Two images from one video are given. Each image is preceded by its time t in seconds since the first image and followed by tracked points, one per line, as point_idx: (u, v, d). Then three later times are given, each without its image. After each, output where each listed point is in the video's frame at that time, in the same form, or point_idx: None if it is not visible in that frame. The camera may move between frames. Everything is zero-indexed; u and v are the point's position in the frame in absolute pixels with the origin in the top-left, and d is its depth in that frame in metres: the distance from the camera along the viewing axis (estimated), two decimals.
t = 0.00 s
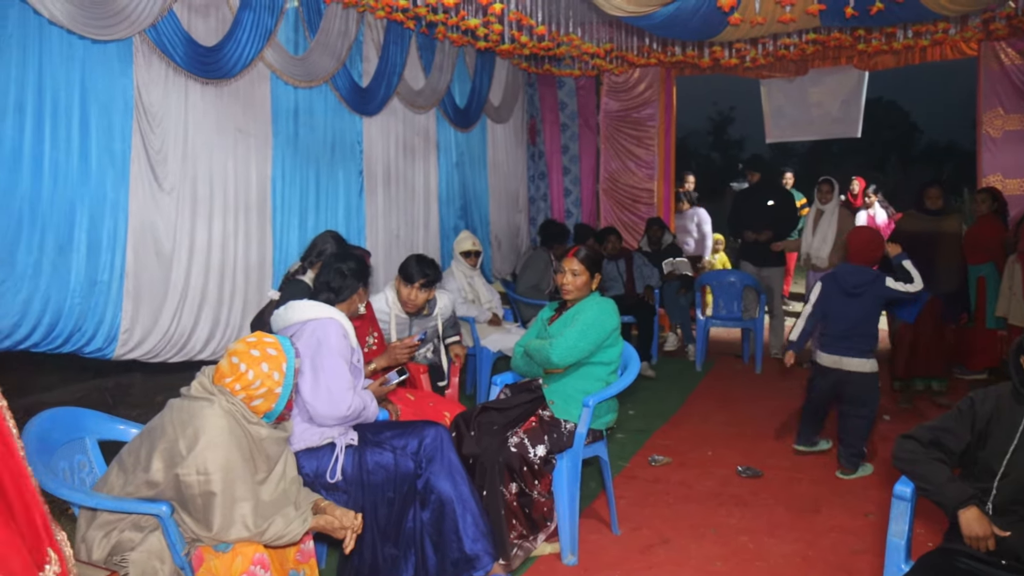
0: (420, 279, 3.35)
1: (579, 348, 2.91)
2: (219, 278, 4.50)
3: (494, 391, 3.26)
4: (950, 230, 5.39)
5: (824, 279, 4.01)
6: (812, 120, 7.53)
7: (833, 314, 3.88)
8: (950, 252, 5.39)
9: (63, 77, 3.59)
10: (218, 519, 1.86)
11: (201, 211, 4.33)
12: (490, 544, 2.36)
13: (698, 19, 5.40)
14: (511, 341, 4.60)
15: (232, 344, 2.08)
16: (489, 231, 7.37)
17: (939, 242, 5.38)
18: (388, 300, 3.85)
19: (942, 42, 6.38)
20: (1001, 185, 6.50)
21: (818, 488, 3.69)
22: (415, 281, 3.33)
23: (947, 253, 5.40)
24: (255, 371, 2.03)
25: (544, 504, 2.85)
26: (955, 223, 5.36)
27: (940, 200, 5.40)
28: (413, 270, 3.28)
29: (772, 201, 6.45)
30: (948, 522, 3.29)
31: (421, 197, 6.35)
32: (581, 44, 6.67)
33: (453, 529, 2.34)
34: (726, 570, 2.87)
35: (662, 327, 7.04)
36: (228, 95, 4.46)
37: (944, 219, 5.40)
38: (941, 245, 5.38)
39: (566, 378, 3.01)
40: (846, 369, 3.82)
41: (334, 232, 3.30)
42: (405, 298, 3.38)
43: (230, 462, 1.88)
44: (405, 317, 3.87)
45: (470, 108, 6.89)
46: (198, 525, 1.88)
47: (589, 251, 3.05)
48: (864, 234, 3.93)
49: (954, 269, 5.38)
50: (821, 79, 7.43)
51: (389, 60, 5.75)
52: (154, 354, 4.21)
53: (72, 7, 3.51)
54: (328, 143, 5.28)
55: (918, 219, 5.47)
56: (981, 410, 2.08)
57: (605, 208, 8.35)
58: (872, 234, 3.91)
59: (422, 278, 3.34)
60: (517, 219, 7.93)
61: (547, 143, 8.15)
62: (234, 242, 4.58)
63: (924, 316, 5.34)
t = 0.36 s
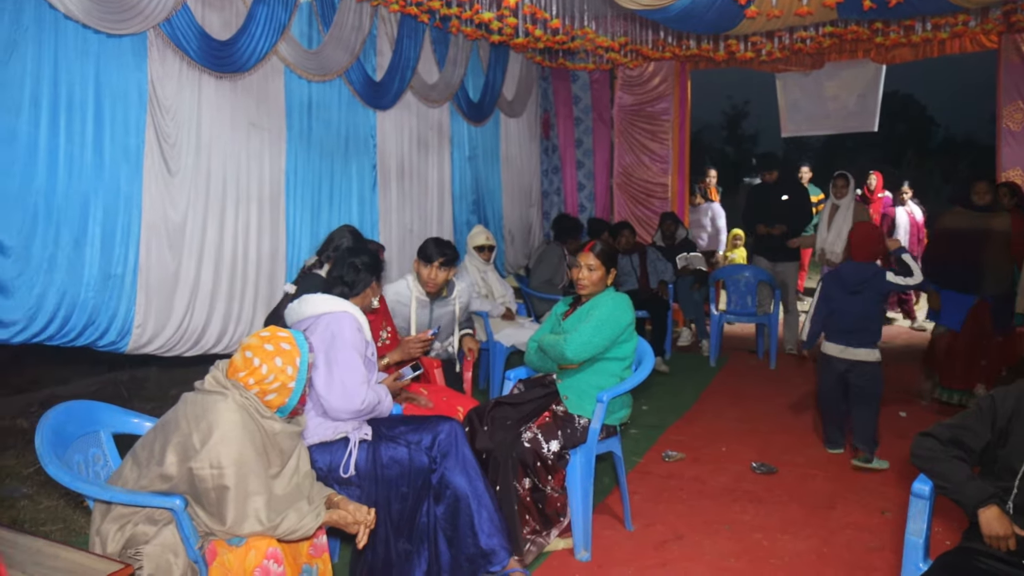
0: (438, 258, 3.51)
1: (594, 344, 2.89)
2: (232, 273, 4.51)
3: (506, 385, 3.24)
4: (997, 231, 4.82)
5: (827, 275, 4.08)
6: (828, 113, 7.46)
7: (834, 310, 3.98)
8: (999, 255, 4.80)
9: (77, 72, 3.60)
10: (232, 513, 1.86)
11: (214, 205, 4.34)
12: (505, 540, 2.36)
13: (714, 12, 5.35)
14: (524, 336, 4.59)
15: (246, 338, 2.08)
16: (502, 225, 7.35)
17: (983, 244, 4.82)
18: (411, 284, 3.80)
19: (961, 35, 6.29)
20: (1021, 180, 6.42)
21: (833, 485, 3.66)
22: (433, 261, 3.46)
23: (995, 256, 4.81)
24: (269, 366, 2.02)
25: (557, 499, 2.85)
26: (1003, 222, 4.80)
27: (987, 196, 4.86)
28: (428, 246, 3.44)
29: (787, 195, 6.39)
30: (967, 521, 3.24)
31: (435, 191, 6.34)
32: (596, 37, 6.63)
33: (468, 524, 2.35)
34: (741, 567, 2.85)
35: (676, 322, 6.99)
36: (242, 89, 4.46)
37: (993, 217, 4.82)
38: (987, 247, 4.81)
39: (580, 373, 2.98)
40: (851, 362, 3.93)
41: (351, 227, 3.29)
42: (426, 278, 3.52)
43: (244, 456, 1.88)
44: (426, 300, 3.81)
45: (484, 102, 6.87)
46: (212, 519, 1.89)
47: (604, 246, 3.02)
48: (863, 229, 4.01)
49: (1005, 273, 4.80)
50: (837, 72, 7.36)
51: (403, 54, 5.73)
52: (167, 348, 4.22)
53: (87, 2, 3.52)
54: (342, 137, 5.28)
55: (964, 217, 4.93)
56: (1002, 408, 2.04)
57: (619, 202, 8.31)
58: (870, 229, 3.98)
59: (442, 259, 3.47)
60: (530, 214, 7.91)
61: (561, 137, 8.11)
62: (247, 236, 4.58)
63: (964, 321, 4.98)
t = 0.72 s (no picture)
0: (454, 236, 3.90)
1: (608, 341, 2.88)
2: (246, 267, 4.52)
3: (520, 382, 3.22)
4: None
5: (836, 270, 4.24)
6: (844, 109, 7.39)
7: (845, 302, 4.12)
8: None
9: (92, 67, 3.61)
10: (244, 508, 1.86)
11: (228, 200, 4.35)
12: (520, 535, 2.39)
13: (729, 7, 5.30)
14: (537, 332, 4.58)
15: (259, 334, 2.07)
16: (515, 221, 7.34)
17: (1016, 244, 4.29)
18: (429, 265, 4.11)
19: (981, 30, 6.21)
20: None
21: (848, 484, 3.62)
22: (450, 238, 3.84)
23: None
24: (281, 362, 2.02)
25: (570, 496, 2.85)
26: None
27: None
28: (444, 224, 3.83)
29: (801, 192, 6.34)
30: (984, 522, 3.21)
31: (448, 187, 6.33)
32: (610, 32, 6.60)
33: (483, 520, 2.35)
34: (754, 566, 2.82)
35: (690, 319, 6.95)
36: (256, 84, 4.47)
37: None
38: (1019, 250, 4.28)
39: (594, 370, 2.97)
40: (868, 351, 4.05)
41: (361, 222, 3.28)
42: (445, 256, 3.91)
43: (256, 452, 1.88)
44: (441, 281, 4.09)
45: (497, 97, 6.85)
46: (224, 514, 1.88)
47: (620, 243, 2.99)
48: (869, 222, 4.14)
49: None
50: (854, 68, 7.28)
51: (416, 49, 5.72)
52: (181, 342, 4.24)
53: None
54: (356, 133, 5.28)
55: (994, 214, 4.45)
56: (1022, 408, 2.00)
57: (633, 198, 8.28)
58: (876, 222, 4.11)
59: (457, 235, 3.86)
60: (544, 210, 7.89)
61: (575, 132, 8.04)
62: (261, 232, 4.59)
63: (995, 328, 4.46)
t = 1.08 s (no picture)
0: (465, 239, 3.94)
1: (624, 346, 2.85)
2: (261, 272, 4.54)
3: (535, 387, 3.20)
4: None
5: (870, 271, 4.30)
6: (861, 110, 7.32)
7: (883, 303, 4.22)
8: None
9: (108, 74, 3.64)
10: (259, 514, 1.86)
11: (243, 205, 4.37)
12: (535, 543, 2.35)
13: (744, 8, 5.27)
14: (552, 335, 4.56)
15: (274, 339, 2.07)
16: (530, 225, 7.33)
17: None
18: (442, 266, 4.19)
19: (1000, 29, 6.13)
20: None
21: (868, 488, 3.58)
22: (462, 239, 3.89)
23: None
24: (296, 367, 2.01)
25: (585, 501, 2.81)
26: None
27: None
28: (455, 227, 3.88)
29: (819, 193, 6.27)
30: (1007, 528, 3.16)
31: (462, 191, 6.32)
32: (624, 35, 6.57)
33: (497, 526, 2.33)
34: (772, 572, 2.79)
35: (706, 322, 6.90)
36: (271, 89, 4.49)
37: None
38: None
39: (610, 374, 2.94)
40: (904, 350, 4.18)
41: (373, 227, 3.28)
42: (457, 258, 3.97)
43: (271, 458, 1.87)
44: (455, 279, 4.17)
45: (511, 101, 6.84)
46: (239, 520, 1.88)
47: (636, 246, 2.97)
48: (908, 226, 4.24)
49: None
50: (870, 68, 7.21)
51: (430, 53, 5.72)
52: (197, 347, 4.26)
53: (118, 5, 3.55)
54: (370, 137, 5.29)
55: (1004, 217, 4.38)
56: None
57: (647, 200, 8.25)
58: (916, 227, 4.23)
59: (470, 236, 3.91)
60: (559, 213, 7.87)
61: (589, 135, 8.01)
62: (276, 236, 4.61)
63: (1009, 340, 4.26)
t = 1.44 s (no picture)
0: (478, 236, 3.98)
1: (633, 340, 2.84)
2: (271, 268, 4.54)
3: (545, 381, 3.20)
4: None
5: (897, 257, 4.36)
6: (871, 102, 7.27)
7: (902, 289, 4.28)
8: None
9: (117, 72, 3.65)
10: (269, 510, 1.86)
11: (252, 201, 4.38)
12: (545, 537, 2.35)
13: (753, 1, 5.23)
14: (561, 330, 4.55)
15: (283, 336, 2.07)
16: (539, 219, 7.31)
17: None
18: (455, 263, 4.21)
19: (1013, 19, 6.06)
20: None
21: (880, 483, 3.55)
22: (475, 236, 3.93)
23: None
24: (305, 363, 2.01)
25: (596, 496, 2.81)
26: None
27: None
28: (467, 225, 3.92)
29: (832, 186, 6.24)
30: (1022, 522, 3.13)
31: (471, 186, 6.31)
32: (633, 28, 6.54)
33: (507, 522, 2.32)
34: (783, 567, 2.77)
35: (716, 316, 6.87)
36: (279, 85, 4.49)
37: None
38: None
39: (620, 369, 2.94)
40: (919, 336, 4.22)
41: (380, 223, 3.27)
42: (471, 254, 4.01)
43: (281, 454, 1.88)
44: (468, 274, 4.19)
45: (519, 95, 6.82)
46: (249, 515, 1.89)
47: (644, 240, 2.96)
48: (930, 217, 4.22)
49: None
50: (881, 59, 7.14)
51: (438, 48, 5.71)
52: (207, 343, 4.27)
53: (126, 2, 3.56)
54: (379, 133, 5.29)
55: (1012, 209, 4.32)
56: None
57: (657, 194, 8.21)
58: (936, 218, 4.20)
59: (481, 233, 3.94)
60: (568, 207, 7.85)
61: (597, 130, 8.00)
62: (285, 232, 4.62)
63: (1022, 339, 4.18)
